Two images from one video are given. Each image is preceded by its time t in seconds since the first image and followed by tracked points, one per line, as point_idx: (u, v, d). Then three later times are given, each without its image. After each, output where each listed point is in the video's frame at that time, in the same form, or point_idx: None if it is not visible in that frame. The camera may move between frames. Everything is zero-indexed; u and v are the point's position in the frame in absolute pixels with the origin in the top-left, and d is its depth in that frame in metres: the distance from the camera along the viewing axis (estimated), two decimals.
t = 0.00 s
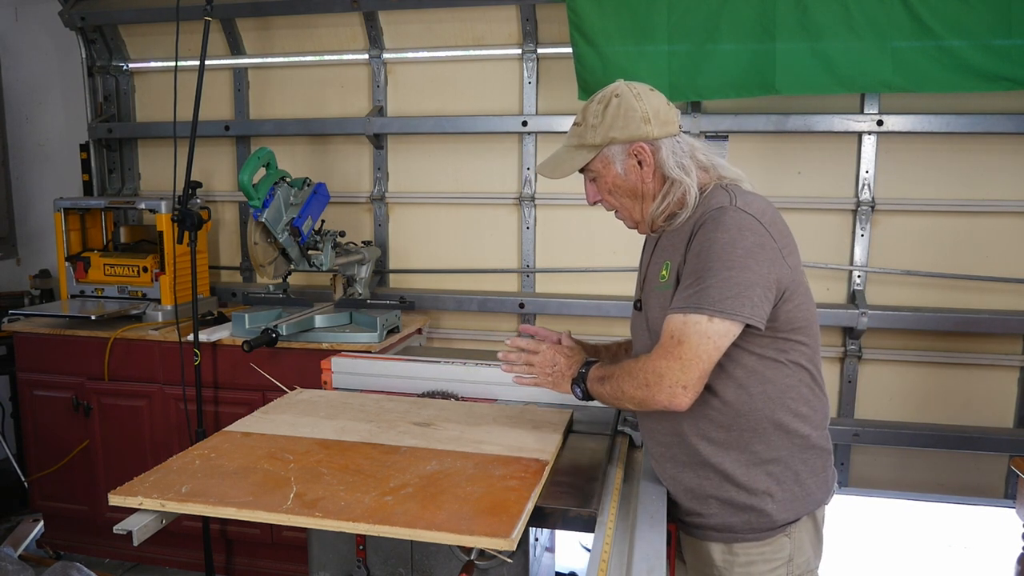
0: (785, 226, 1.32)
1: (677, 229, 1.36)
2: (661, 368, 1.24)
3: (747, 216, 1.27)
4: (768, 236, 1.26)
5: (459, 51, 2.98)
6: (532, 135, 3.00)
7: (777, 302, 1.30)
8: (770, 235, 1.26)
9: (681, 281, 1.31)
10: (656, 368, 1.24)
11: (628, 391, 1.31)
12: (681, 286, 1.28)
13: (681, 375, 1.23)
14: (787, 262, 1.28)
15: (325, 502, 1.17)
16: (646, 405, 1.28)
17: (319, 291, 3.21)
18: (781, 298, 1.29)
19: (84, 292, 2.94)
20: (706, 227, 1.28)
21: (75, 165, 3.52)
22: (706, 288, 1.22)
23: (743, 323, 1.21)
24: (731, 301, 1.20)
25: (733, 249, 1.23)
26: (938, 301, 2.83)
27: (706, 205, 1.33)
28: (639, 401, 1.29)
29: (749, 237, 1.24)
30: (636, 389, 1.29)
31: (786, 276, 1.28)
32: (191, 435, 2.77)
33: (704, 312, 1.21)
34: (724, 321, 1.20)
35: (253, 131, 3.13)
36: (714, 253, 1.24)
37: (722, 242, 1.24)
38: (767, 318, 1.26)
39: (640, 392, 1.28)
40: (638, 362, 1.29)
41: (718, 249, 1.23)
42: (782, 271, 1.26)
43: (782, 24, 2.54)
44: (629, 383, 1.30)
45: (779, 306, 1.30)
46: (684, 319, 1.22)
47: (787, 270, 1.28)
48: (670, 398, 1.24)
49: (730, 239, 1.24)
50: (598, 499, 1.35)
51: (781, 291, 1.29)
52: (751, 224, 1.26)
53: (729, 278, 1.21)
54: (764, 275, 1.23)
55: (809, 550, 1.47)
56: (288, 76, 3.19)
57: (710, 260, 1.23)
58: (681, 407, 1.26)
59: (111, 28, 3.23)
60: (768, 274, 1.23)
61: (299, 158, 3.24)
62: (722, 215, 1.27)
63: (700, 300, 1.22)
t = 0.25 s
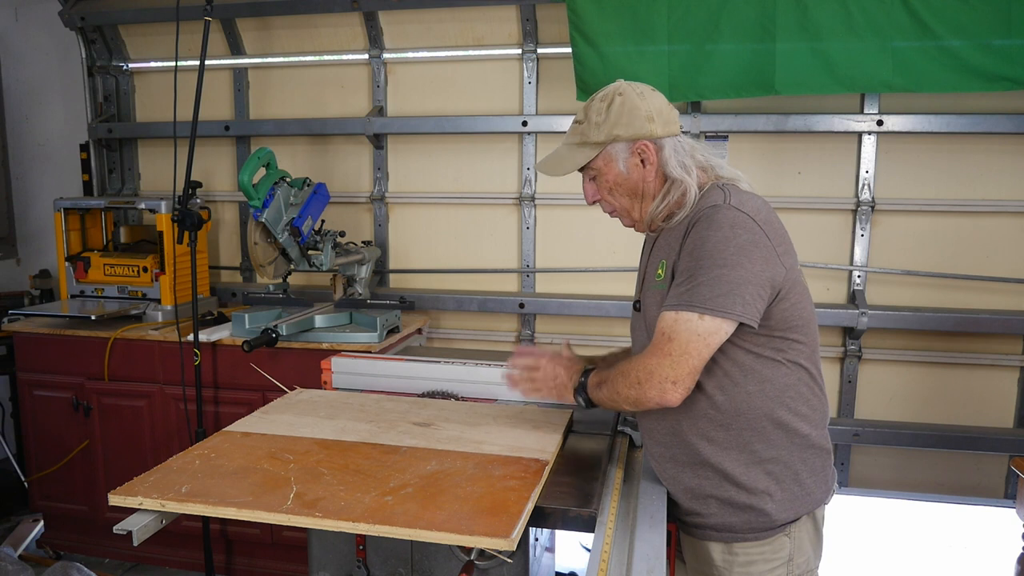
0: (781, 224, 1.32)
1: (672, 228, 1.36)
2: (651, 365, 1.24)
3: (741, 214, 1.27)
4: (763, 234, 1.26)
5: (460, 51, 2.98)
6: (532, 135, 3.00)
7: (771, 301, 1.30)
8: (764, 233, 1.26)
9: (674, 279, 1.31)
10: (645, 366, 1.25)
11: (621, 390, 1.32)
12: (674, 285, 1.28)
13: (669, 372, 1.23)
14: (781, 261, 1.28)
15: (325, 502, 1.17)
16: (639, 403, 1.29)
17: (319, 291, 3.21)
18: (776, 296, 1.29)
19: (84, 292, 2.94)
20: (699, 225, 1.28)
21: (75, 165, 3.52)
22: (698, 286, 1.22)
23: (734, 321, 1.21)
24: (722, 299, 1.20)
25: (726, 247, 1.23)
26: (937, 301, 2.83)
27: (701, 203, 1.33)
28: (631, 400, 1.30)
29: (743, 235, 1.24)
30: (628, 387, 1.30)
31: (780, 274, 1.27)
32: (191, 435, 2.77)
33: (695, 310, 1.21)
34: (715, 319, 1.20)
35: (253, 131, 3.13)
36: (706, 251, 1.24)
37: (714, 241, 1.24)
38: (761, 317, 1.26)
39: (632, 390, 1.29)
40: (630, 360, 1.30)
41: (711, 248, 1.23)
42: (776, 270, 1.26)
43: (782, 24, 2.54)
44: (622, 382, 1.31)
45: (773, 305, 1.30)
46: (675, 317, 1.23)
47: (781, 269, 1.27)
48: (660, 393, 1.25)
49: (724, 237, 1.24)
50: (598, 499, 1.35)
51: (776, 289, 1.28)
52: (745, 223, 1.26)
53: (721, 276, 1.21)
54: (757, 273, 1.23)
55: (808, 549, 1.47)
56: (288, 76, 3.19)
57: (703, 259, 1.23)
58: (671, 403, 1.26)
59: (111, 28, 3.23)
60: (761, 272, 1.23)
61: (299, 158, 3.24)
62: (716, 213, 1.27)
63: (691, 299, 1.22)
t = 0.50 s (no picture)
0: (778, 224, 1.31)
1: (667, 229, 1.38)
2: (643, 363, 1.27)
3: (737, 212, 1.27)
4: (758, 233, 1.26)
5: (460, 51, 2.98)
6: (532, 135, 3.00)
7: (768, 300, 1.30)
8: (760, 232, 1.26)
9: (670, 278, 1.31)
10: (638, 366, 1.28)
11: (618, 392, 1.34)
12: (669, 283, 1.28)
13: (661, 368, 1.25)
14: (777, 260, 1.27)
15: (325, 502, 1.17)
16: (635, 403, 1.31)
17: (319, 291, 3.21)
18: (772, 295, 1.29)
19: (84, 292, 2.94)
20: (694, 224, 1.28)
21: (75, 165, 3.52)
22: (691, 284, 1.22)
23: (728, 319, 1.21)
24: (715, 297, 1.21)
25: (720, 245, 1.23)
26: (937, 301, 2.83)
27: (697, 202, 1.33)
28: (626, 401, 1.33)
29: (737, 233, 1.24)
30: (622, 388, 1.33)
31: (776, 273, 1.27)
32: (191, 435, 2.77)
33: (688, 307, 1.21)
34: (707, 316, 1.21)
35: (253, 131, 3.13)
36: (700, 250, 1.24)
37: (708, 239, 1.24)
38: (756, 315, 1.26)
39: (627, 392, 1.32)
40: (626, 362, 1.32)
41: (705, 246, 1.24)
42: (771, 269, 1.26)
43: (782, 24, 2.54)
44: (617, 384, 1.34)
45: (769, 304, 1.30)
46: (669, 314, 1.23)
47: (777, 268, 1.27)
48: (653, 390, 1.27)
49: (718, 235, 1.24)
50: (598, 499, 1.35)
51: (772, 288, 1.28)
52: (740, 221, 1.26)
53: (715, 274, 1.21)
54: (751, 271, 1.23)
55: (809, 549, 1.47)
56: (288, 76, 3.19)
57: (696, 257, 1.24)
58: (664, 399, 1.28)
59: (110, 28, 3.23)
60: (755, 270, 1.23)
61: (299, 158, 3.24)
62: (711, 212, 1.27)
63: (685, 296, 1.22)
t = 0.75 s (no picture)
0: (781, 225, 1.32)
1: (672, 231, 1.37)
2: (658, 368, 1.23)
3: (741, 214, 1.27)
4: (763, 234, 1.26)
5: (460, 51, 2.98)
6: (532, 135, 3.00)
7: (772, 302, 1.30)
8: (764, 233, 1.26)
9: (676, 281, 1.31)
10: (655, 370, 1.24)
11: (628, 393, 1.30)
12: (676, 287, 1.28)
13: (677, 375, 1.23)
14: (782, 261, 1.28)
15: (325, 502, 1.17)
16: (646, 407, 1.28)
17: (319, 291, 3.21)
18: (777, 297, 1.29)
19: (84, 292, 2.94)
20: (700, 227, 1.28)
21: (75, 165, 3.52)
22: (699, 288, 1.22)
23: (737, 321, 1.21)
24: (724, 300, 1.20)
25: (727, 248, 1.23)
26: (937, 301, 2.83)
27: (701, 205, 1.33)
28: (637, 404, 1.30)
29: (743, 235, 1.24)
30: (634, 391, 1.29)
31: (781, 274, 1.27)
32: (191, 435, 2.77)
33: (698, 311, 1.20)
34: (718, 320, 1.20)
35: (253, 131, 3.13)
36: (708, 252, 1.24)
37: (715, 242, 1.24)
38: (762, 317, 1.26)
39: (639, 395, 1.28)
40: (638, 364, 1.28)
41: (712, 248, 1.23)
42: (776, 270, 1.26)
43: (782, 24, 2.54)
44: (628, 386, 1.30)
45: (774, 305, 1.30)
46: (679, 318, 1.22)
47: (782, 269, 1.27)
48: (668, 398, 1.24)
49: (724, 238, 1.24)
50: (598, 499, 1.35)
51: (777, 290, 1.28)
52: (745, 223, 1.26)
53: (723, 277, 1.21)
54: (758, 273, 1.23)
55: (809, 549, 1.47)
56: (288, 76, 3.19)
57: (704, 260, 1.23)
58: (678, 407, 1.26)
59: (111, 28, 3.23)
60: (762, 272, 1.23)
61: (299, 158, 3.24)
62: (716, 214, 1.27)
63: (694, 300, 1.22)
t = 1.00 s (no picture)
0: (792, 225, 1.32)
1: (683, 231, 1.37)
2: (675, 370, 1.24)
3: (755, 215, 1.27)
4: (777, 235, 1.26)
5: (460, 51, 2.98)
6: (532, 135, 3.00)
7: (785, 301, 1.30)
8: (778, 233, 1.26)
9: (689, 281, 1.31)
10: (671, 372, 1.24)
11: (644, 399, 1.30)
12: (691, 287, 1.28)
13: (695, 376, 1.23)
14: (794, 261, 1.28)
15: (325, 502, 1.17)
16: (661, 411, 1.28)
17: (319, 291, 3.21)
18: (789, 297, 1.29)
19: (84, 292, 2.94)
20: (714, 227, 1.28)
21: (75, 165, 3.52)
22: (717, 288, 1.22)
23: (754, 321, 1.21)
24: (742, 300, 1.20)
25: (743, 247, 1.23)
26: (937, 301, 2.83)
27: (714, 205, 1.33)
28: (653, 409, 1.30)
29: (758, 235, 1.24)
30: (648, 395, 1.29)
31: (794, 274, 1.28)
32: (191, 435, 2.77)
33: (717, 311, 1.20)
34: (737, 320, 1.20)
35: (253, 131, 3.13)
36: (723, 252, 1.23)
37: (731, 242, 1.24)
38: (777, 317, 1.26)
39: (654, 400, 1.28)
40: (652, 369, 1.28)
41: (728, 248, 1.23)
42: (789, 269, 1.26)
43: (782, 24, 2.54)
44: (643, 390, 1.30)
45: (787, 305, 1.30)
46: (696, 318, 1.22)
47: (794, 269, 1.28)
48: (686, 398, 1.24)
49: (741, 238, 1.24)
50: (599, 499, 1.35)
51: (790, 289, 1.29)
52: (760, 223, 1.26)
53: (740, 277, 1.21)
54: (774, 272, 1.23)
55: (812, 549, 1.47)
56: (288, 76, 3.19)
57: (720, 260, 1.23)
58: (696, 407, 1.26)
59: (110, 28, 3.23)
60: (778, 272, 1.23)
61: (298, 158, 3.24)
62: (731, 214, 1.27)
63: (712, 300, 1.21)
